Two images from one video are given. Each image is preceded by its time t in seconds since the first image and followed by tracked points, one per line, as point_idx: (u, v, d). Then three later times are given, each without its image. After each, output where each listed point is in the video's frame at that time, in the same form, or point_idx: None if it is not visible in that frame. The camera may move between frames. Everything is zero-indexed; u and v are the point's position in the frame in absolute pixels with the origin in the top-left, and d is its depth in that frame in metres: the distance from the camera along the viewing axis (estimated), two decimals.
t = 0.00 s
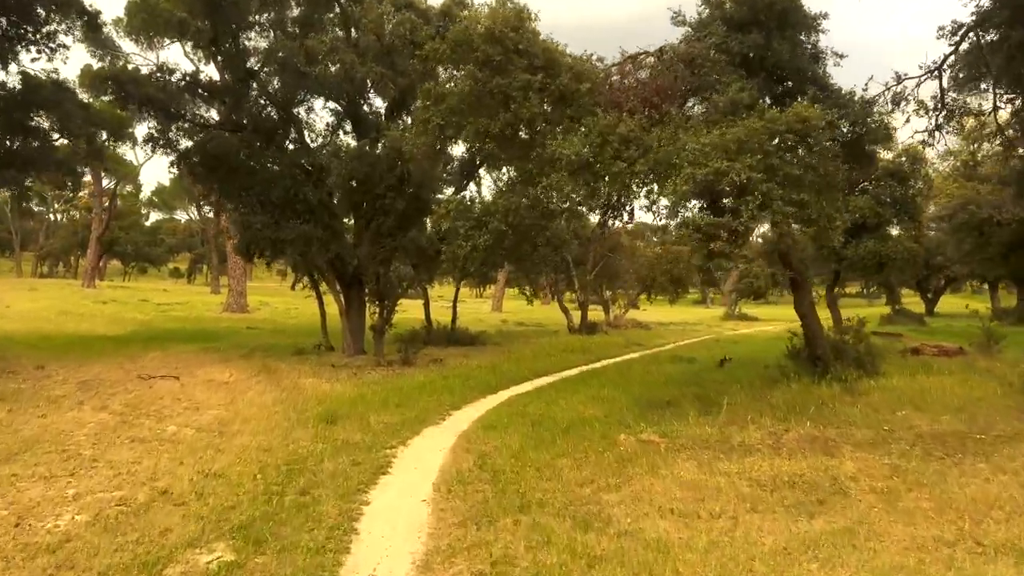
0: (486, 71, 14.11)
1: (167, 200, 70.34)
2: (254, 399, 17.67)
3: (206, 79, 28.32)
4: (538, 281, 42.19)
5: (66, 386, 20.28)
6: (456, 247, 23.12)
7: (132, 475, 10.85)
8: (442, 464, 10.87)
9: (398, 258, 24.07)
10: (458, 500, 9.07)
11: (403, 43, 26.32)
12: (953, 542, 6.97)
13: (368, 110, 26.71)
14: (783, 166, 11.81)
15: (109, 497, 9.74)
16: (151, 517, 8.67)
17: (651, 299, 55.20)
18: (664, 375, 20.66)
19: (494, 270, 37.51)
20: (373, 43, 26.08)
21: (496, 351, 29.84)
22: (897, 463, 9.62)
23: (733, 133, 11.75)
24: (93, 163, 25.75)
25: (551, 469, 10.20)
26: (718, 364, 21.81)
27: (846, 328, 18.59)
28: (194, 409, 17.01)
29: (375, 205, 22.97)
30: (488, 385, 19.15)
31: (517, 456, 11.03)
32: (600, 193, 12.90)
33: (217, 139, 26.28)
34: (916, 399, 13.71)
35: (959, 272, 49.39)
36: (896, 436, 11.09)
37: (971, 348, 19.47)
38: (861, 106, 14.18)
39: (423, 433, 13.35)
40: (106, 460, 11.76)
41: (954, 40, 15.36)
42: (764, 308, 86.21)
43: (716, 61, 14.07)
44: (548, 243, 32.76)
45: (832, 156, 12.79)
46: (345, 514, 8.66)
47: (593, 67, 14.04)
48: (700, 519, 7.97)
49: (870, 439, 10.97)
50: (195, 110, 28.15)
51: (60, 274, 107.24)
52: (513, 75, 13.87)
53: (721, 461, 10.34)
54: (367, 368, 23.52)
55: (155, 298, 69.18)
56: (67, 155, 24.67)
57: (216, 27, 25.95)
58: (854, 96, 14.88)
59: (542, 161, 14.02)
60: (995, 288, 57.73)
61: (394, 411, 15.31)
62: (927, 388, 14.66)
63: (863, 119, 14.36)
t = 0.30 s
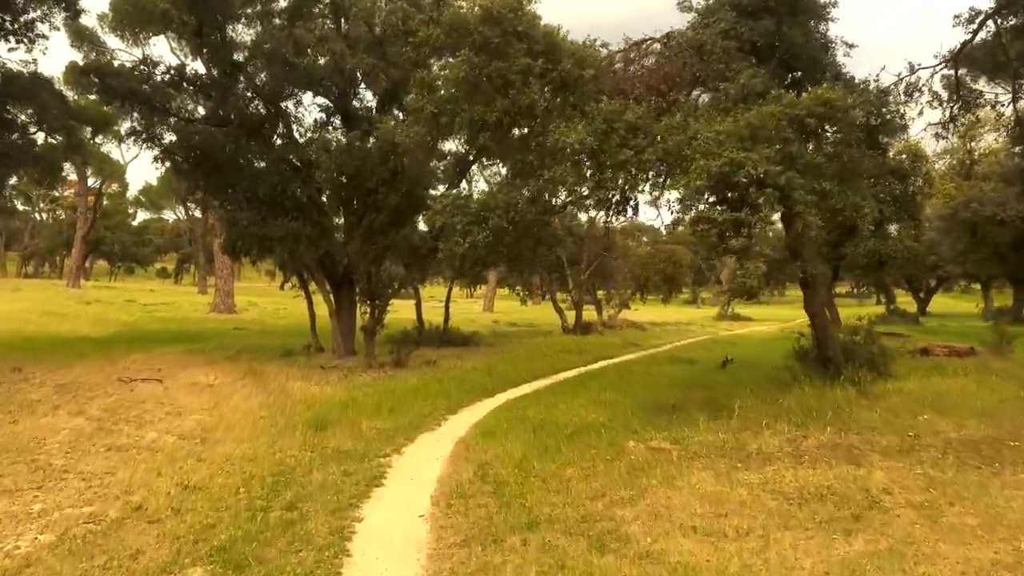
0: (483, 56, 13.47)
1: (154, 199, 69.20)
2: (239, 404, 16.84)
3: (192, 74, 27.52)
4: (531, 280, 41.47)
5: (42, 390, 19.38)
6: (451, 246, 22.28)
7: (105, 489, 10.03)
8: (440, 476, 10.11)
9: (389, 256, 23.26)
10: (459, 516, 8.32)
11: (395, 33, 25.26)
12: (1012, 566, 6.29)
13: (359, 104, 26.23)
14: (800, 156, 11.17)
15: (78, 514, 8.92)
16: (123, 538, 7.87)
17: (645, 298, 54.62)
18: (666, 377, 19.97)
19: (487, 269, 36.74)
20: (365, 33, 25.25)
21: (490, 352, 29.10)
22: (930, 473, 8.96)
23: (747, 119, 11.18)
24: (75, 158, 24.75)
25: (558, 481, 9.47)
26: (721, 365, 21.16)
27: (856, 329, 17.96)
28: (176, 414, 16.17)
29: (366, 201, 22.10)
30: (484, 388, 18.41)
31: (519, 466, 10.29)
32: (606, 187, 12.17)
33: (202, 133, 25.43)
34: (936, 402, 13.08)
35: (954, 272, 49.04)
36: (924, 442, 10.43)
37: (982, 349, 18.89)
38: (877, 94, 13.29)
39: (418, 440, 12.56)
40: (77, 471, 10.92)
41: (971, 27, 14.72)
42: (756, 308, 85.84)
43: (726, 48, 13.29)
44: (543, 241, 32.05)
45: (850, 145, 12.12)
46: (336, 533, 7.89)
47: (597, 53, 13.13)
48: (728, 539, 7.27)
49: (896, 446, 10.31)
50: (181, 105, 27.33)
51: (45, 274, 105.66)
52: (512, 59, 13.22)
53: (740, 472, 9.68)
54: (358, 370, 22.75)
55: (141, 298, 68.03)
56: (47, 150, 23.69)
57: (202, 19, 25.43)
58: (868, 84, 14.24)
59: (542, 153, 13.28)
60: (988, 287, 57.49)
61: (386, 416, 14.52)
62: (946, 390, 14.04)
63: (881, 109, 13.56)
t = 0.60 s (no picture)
0: (477, 35, 12.78)
1: (137, 197, 67.82)
2: (218, 408, 15.88)
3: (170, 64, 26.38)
4: (522, 279, 40.65)
5: (9, 393, 18.32)
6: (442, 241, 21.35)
7: (64, 504, 9.09)
8: (434, 487, 9.32)
9: (377, 253, 22.34)
10: (456, 535, 7.49)
11: (384, 18, 24.61)
12: None
13: (345, 95, 25.35)
14: (825, 138, 10.56)
15: (30, 534, 7.99)
16: (76, 564, 6.96)
17: (636, 297, 53.95)
18: (666, 378, 19.19)
19: (477, 266, 35.87)
20: (351, 21, 24.39)
21: (482, 352, 28.24)
22: (970, 483, 8.22)
23: (764, 98, 10.57)
24: (48, 152, 23.63)
25: (563, 493, 8.70)
26: (721, 364, 20.44)
27: (864, 327, 17.26)
28: (150, 419, 15.19)
29: (353, 195, 21.13)
30: (477, 390, 17.56)
31: (520, 476, 9.52)
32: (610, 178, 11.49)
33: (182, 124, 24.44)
34: (958, 404, 12.36)
35: (946, 271, 48.70)
36: (955, 449, 9.69)
37: (993, 348, 18.25)
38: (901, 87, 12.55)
39: (410, 447, 11.72)
40: (35, 484, 9.97)
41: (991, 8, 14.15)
42: (747, 307, 85.45)
43: (736, 29, 12.41)
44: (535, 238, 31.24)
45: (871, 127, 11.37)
46: (317, 556, 7.02)
47: (597, 33, 12.84)
48: (759, 563, 6.46)
49: (927, 453, 9.56)
50: (159, 96, 26.28)
51: (25, 273, 103.68)
52: (510, 39, 12.76)
53: (762, 483, 8.89)
54: (345, 372, 21.84)
55: (123, 298, 66.62)
56: (18, 142, 22.59)
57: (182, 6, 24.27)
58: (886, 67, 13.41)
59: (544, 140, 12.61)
60: (979, 287, 57.32)
61: (375, 420, 13.72)
62: (965, 392, 13.33)
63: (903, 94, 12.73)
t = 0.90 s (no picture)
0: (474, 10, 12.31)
1: (119, 194, 66.30)
2: (194, 413, 14.88)
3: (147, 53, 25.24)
4: (513, 277, 39.77)
5: None
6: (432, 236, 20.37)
7: (11, 526, 8.10)
8: (427, 503, 8.46)
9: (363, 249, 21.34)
10: (453, 564, 6.59)
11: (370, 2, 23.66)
12: None
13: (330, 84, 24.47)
14: (858, 121, 10.80)
15: None
16: None
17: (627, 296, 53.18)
18: (669, 379, 18.37)
19: (468, 264, 34.94)
20: (336, 4, 23.33)
21: (472, 352, 27.32)
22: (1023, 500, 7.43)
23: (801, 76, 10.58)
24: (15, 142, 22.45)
25: (570, 509, 7.88)
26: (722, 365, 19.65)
27: (874, 326, 16.52)
28: (120, 425, 14.16)
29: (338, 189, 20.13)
30: (469, 393, 16.67)
31: (521, 489, 8.69)
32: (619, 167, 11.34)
33: (159, 114, 23.38)
34: (985, 408, 11.61)
35: (940, 270, 48.30)
36: (995, 458, 8.92)
37: (1005, 348, 17.59)
38: (909, 52, 11.66)
39: (399, 457, 10.78)
40: None
41: None
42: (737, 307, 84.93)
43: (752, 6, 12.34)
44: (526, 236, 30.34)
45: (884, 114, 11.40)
46: None
47: (604, 13, 12.58)
48: None
49: (966, 463, 8.77)
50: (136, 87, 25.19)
51: (5, 272, 101.56)
52: (510, 14, 12.27)
53: (790, 499, 8.03)
54: (330, 373, 20.88)
55: (104, 297, 65.09)
56: None
57: None
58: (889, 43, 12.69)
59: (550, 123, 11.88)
60: (971, 286, 57.02)
61: (363, 426, 12.86)
62: (989, 394, 12.59)
63: (897, 56, 11.78)
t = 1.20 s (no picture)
0: None
1: (102, 191, 64.94)
2: (171, 418, 14.00)
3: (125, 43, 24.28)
4: (505, 275, 38.97)
5: None
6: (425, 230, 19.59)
7: None
8: (422, 519, 7.67)
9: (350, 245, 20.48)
10: None
11: None
12: None
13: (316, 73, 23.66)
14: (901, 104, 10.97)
15: None
16: None
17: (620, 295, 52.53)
18: (670, 380, 17.69)
19: (459, 262, 34.14)
20: None
21: (464, 352, 26.56)
22: None
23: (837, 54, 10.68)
24: None
25: (582, 527, 7.11)
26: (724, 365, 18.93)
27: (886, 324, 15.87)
28: (90, 432, 13.26)
29: (324, 182, 19.26)
30: (463, 395, 15.88)
31: (526, 502, 7.92)
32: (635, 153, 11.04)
33: (137, 105, 22.42)
34: (1014, 411, 10.95)
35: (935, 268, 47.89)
36: None
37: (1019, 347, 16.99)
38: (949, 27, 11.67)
39: (389, 466, 9.98)
40: None
41: None
42: (729, 306, 84.48)
43: None
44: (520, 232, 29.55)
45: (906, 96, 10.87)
46: None
47: None
48: None
49: (1009, 474, 8.08)
50: (114, 78, 24.24)
51: None
52: None
53: (823, 516, 7.28)
54: (316, 374, 20.07)
55: (86, 296, 63.69)
56: None
57: None
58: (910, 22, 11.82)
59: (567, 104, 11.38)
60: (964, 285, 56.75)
61: (351, 431, 12.09)
62: (1015, 397, 11.94)
63: (936, 29, 11.54)
